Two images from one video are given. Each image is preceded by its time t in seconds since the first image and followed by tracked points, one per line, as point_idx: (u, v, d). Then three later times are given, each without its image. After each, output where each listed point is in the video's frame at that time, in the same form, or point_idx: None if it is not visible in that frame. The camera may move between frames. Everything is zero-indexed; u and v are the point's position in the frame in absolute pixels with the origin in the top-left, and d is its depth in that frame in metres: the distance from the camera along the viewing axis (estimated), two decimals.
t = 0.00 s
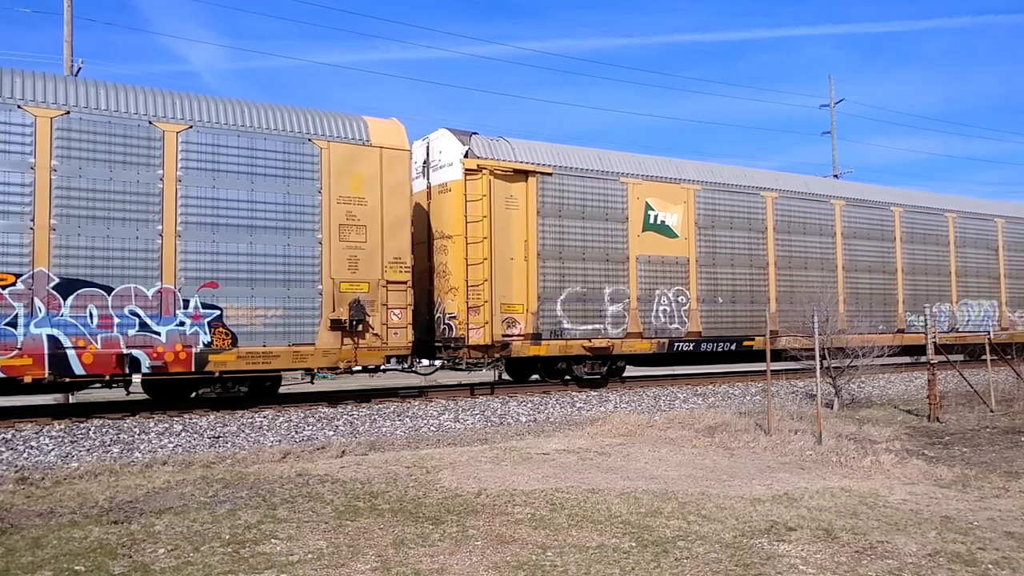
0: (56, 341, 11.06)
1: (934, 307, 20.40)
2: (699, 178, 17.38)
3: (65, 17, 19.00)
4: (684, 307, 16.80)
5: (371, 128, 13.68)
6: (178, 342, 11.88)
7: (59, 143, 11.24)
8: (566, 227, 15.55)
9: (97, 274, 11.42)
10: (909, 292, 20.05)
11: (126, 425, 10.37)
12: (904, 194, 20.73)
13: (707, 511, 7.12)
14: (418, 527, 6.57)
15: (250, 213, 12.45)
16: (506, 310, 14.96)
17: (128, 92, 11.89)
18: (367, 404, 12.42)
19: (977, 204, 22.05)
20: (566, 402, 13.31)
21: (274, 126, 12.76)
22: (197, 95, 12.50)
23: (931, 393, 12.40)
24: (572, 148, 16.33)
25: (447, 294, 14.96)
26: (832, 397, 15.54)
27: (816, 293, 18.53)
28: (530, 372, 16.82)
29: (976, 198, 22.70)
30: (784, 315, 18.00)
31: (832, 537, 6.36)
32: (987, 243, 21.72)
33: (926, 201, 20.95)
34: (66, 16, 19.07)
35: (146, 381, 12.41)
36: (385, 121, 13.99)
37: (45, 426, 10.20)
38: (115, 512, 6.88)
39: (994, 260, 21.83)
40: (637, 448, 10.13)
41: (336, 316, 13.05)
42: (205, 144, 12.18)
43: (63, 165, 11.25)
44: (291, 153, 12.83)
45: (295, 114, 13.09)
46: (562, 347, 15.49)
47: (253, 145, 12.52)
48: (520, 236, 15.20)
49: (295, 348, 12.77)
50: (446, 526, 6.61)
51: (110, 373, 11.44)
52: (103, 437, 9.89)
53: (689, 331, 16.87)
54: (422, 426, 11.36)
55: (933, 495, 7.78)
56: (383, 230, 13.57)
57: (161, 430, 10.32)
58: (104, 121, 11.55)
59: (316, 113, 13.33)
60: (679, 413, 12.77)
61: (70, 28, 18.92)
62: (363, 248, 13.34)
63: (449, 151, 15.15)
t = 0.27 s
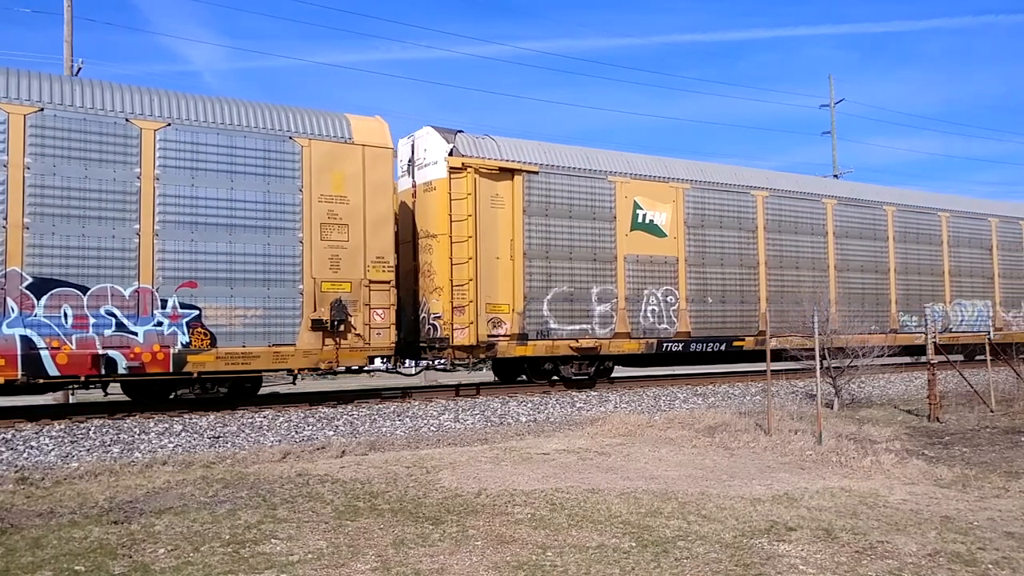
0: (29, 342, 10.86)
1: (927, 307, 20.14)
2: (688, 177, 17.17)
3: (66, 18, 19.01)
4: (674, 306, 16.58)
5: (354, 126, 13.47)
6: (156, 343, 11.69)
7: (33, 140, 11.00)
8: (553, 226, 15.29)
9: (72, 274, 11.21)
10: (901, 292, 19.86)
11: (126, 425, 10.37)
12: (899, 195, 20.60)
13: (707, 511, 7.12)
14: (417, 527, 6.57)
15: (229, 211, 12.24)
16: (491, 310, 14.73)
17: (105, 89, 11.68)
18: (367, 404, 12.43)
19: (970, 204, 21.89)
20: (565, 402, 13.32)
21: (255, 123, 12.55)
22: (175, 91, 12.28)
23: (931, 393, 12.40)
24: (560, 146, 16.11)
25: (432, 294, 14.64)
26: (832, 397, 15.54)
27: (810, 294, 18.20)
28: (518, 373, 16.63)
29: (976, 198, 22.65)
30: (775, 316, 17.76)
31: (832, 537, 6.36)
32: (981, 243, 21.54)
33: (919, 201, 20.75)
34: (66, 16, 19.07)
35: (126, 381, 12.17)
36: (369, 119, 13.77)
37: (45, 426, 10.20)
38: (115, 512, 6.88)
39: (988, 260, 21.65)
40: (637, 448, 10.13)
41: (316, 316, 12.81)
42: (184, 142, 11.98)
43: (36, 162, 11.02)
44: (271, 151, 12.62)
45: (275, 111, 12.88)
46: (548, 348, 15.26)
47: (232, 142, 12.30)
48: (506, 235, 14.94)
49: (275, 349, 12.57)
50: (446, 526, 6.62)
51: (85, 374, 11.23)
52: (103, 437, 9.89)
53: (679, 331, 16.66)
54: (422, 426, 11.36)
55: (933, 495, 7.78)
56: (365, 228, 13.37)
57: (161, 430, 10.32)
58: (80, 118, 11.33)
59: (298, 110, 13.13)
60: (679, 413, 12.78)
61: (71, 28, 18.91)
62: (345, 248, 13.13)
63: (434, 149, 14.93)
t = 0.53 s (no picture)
0: (5, 343, 10.83)
1: (920, 307, 20.09)
2: (678, 176, 17.06)
3: (65, 18, 19.00)
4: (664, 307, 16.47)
5: (337, 124, 13.40)
6: (134, 343, 11.62)
7: (9, 137, 10.95)
8: (540, 225, 15.21)
9: (48, 273, 11.14)
10: (895, 291, 19.72)
11: (126, 425, 10.37)
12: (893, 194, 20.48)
13: (707, 511, 7.12)
14: (418, 527, 6.57)
15: (210, 210, 12.19)
16: (478, 310, 14.63)
17: (82, 86, 11.62)
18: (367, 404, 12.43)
19: (964, 203, 21.77)
20: (566, 402, 13.31)
21: (236, 122, 12.50)
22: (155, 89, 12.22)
23: (931, 393, 12.40)
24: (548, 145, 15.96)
25: (417, 294, 14.56)
26: (832, 397, 15.53)
27: (802, 294, 18.20)
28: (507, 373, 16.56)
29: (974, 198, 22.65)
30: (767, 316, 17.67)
31: (832, 537, 6.37)
32: (975, 243, 21.43)
33: (913, 200, 20.62)
34: (66, 16, 19.09)
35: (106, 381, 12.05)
36: (353, 117, 13.71)
37: (45, 426, 10.20)
38: (115, 512, 6.88)
39: (982, 259, 21.54)
40: (637, 448, 10.13)
41: (299, 317, 12.76)
42: (163, 140, 11.93)
43: (13, 160, 10.97)
44: (253, 150, 12.57)
45: (257, 109, 12.81)
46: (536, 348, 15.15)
47: (213, 141, 12.25)
48: (492, 235, 14.85)
49: (256, 350, 12.51)
50: (446, 526, 6.62)
51: (62, 375, 11.20)
52: (103, 437, 9.89)
53: (667, 332, 16.52)
54: (422, 426, 11.36)
55: (934, 495, 7.78)
56: (348, 228, 13.29)
57: (161, 430, 10.32)
58: (57, 116, 11.27)
59: (281, 109, 13.07)
60: (679, 413, 12.77)
61: (70, 28, 18.92)
62: (328, 247, 13.06)
63: (419, 148, 14.73)
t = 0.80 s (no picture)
0: None
1: (913, 307, 20.05)
2: (668, 175, 16.89)
3: (65, 18, 19.02)
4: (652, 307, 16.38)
5: (319, 122, 13.22)
6: (110, 344, 11.45)
7: None
8: (526, 224, 15.06)
9: (23, 272, 10.96)
10: (887, 291, 19.65)
11: (126, 425, 10.37)
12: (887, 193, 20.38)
13: (707, 511, 7.13)
14: (418, 527, 6.57)
15: (188, 208, 12.03)
16: (463, 310, 14.45)
17: (57, 83, 11.43)
18: (367, 404, 12.42)
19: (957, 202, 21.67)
20: (566, 402, 13.31)
21: (215, 120, 12.32)
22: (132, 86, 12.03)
23: (931, 393, 12.40)
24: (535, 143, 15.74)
25: (401, 293, 14.41)
26: (832, 397, 15.53)
27: (792, 293, 18.15)
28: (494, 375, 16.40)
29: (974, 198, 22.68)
30: (756, 315, 17.63)
31: (832, 537, 6.37)
32: (969, 242, 21.39)
33: (907, 199, 20.51)
34: (66, 16, 19.09)
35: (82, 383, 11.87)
36: (335, 115, 13.52)
37: (45, 426, 10.20)
38: (115, 512, 6.88)
39: (976, 259, 21.48)
40: (637, 448, 10.13)
41: (279, 317, 12.60)
42: (141, 138, 11.75)
43: None
44: (232, 148, 12.39)
45: (237, 106, 12.64)
46: (523, 348, 15.00)
47: (191, 139, 12.08)
48: (478, 234, 14.68)
49: (236, 350, 12.33)
50: (446, 526, 6.61)
51: (36, 376, 10.99)
52: (102, 437, 9.89)
53: (655, 333, 16.41)
54: (421, 426, 11.36)
55: (933, 495, 7.78)
56: (329, 227, 13.12)
57: (160, 430, 10.32)
58: (31, 113, 11.08)
59: (262, 106, 12.89)
60: (679, 413, 12.78)
61: (70, 28, 18.94)
62: (309, 246, 12.90)
63: (403, 146, 14.55)
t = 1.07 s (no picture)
0: None
1: (907, 307, 19.99)
2: (656, 174, 16.84)
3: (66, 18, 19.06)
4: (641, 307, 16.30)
5: (302, 119, 12.98)
6: (87, 344, 11.24)
7: None
8: (513, 223, 15.03)
9: None
10: (880, 291, 19.61)
11: (126, 425, 10.37)
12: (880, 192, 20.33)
13: (707, 511, 7.13)
14: (418, 527, 6.57)
15: (168, 207, 11.83)
16: (448, 310, 14.42)
17: (34, 79, 11.23)
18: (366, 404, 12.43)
19: (952, 201, 21.60)
20: (566, 402, 13.31)
21: (196, 118, 12.14)
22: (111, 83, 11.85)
23: (931, 393, 12.40)
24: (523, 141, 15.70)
25: (386, 293, 14.37)
26: (832, 397, 15.53)
27: (783, 293, 18.09)
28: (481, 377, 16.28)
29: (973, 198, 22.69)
30: (747, 315, 17.56)
31: (832, 537, 6.37)
32: (962, 242, 21.33)
33: (900, 198, 20.47)
34: (66, 16, 19.10)
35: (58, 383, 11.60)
36: (319, 112, 13.26)
37: (45, 426, 10.20)
38: (115, 512, 6.88)
39: (970, 258, 21.41)
40: (637, 448, 10.13)
41: (260, 316, 12.34)
42: (119, 136, 11.56)
43: None
44: (213, 146, 12.18)
45: (218, 104, 12.44)
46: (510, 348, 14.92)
47: (171, 137, 11.89)
48: (464, 233, 14.66)
49: (216, 351, 12.07)
50: (446, 526, 6.61)
51: (10, 376, 10.79)
52: (103, 437, 9.89)
53: (644, 333, 16.32)
54: (421, 426, 11.36)
55: (933, 495, 7.78)
56: (312, 225, 12.86)
57: (161, 430, 10.32)
58: (6, 110, 10.88)
59: (244, 104, 12.69)
60: (679, 413, 12.78)
61: (71, 28, 18.98)
62: (291, 245, 12.66)
63: (388, 144, 14.53)
